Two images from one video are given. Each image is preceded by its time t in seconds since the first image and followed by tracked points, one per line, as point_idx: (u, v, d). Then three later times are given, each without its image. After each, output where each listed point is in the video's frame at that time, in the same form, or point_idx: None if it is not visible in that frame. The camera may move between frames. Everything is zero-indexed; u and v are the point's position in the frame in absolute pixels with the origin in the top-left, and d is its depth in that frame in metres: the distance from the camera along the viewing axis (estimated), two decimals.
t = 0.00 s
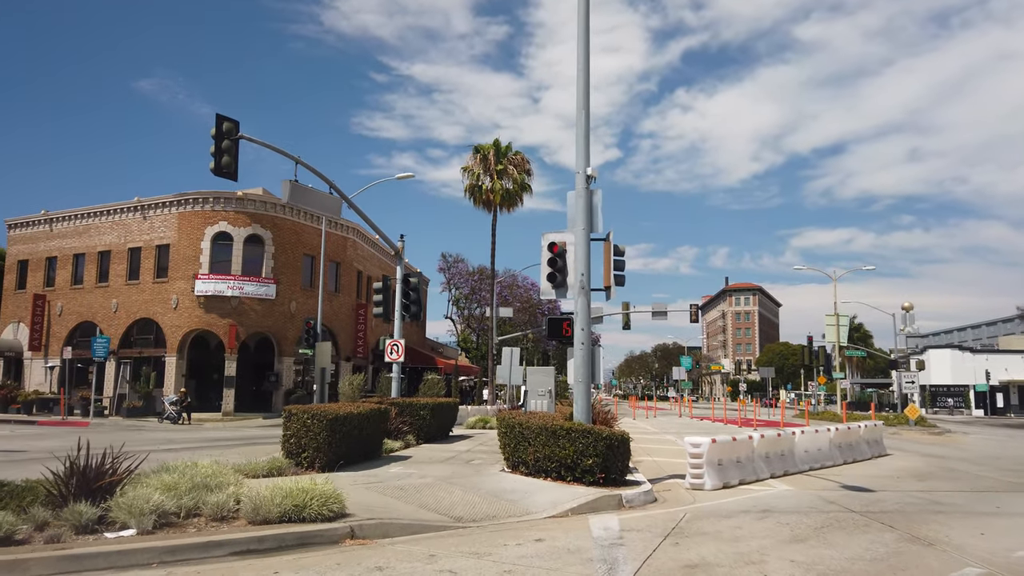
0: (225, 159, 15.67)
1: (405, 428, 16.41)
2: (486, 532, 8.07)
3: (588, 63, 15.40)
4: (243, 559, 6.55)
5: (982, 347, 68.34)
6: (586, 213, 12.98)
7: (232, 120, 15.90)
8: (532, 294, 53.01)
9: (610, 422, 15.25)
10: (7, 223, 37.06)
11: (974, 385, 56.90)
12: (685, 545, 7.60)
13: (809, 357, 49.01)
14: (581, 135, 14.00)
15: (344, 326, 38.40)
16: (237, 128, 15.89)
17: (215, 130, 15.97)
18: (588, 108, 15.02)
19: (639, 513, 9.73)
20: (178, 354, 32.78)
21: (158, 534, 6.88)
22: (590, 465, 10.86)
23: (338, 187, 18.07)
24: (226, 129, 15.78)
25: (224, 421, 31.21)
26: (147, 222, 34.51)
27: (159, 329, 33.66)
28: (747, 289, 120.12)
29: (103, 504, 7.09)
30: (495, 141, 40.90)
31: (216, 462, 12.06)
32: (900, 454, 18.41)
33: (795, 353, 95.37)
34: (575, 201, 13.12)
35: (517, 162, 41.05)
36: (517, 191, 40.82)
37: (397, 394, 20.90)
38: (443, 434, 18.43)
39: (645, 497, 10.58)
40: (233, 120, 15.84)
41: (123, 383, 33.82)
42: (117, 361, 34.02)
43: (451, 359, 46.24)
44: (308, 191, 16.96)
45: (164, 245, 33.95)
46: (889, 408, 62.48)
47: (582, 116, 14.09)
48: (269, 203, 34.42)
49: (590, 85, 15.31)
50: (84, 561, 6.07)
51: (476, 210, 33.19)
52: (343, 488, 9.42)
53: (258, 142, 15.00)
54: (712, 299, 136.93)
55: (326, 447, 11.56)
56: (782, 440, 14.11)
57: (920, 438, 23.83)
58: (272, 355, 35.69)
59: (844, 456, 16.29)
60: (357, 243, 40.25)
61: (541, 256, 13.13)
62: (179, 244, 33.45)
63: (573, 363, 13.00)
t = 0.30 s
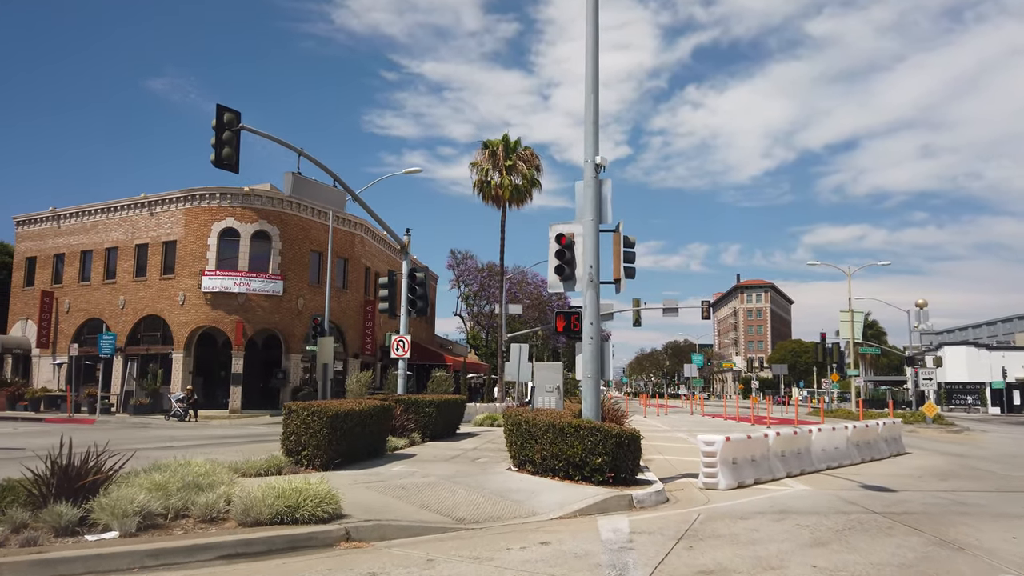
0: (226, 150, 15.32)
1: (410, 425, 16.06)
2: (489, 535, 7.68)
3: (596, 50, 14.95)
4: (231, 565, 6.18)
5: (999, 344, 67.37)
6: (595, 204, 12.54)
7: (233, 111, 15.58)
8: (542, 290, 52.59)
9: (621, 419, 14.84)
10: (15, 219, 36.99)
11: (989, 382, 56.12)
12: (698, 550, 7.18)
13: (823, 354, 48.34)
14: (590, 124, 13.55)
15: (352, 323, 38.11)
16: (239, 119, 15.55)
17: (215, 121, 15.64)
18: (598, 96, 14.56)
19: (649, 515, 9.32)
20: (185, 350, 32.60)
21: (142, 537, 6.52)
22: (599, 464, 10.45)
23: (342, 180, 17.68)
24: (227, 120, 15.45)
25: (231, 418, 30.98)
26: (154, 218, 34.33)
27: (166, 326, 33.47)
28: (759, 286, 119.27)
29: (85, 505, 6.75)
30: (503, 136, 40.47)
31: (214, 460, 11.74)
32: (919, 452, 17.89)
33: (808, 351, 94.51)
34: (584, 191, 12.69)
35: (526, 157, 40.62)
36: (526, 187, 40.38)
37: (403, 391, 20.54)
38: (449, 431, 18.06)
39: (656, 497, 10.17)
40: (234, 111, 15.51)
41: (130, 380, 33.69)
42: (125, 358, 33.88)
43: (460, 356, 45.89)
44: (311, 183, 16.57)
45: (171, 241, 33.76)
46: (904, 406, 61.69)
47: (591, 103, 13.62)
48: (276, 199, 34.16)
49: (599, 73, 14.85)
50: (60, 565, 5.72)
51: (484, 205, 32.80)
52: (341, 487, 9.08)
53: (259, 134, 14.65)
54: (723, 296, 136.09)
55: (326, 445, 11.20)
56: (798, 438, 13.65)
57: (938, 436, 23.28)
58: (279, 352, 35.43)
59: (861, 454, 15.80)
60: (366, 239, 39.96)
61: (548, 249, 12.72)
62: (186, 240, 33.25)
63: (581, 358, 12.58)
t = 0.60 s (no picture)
0: (228, 146, 14.98)
1: (416, 427, 15.64)
2: (494, 546, 7.25)
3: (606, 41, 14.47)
4: None
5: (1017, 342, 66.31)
6: (606, 198, 12.07)
7: (235, 105, 15.21)
8: (552, 289, 52.10)
9: (633, 421, 14.37)
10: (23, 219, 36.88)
11: (1008, 381, 55.21)
12: (719, 564, 6.71)
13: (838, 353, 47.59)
14: (600, 115, 13.08)
15: (360, 322, 37.77)
16: (240, 114, 15.20)
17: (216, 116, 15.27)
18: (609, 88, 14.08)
19: (664, 523, 8.85)
20: (193, 350, 32.36)
21: (124, 550, 6.14)
22: (611, 469, 10.00)
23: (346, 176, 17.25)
24: (228, 115, 15.10)
25: (239, 419, 30.70)
26: (161, 217, 34.12)
27: (174, 325, 33.25)
28: (771, 284, 118.33)
29: (66, 516, 6.37)
30: (513, 133, 40.03)
31: (213, 464, 11.38)
32: (942, 455, 17.29)
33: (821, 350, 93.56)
34: (594, 185, 12.23)
35: (536, 155, 40.16)
36: (536, 185, 39.92)
37: (411, 392, 20.14)
38: (457, 433, 17.64)
39: (672, 504, 9.69)
40: (235, 105, 15.14)
41: (138, 380, 33.50)
42: (132, 358, 33.70)
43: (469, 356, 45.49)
44: (315, 179, 16.14)
45: (179, 240, 33.55)
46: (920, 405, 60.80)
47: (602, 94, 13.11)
48: (283, 197, 33.86)
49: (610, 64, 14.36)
50: None
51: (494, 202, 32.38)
52: (340, 494, 8.67)
53: (261, 128, 14.29)
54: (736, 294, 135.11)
55: (328, 449, 10.79)
56: (818, 441, 13.13)
57: (959, 438, 22.66)
58: (287, 352, 35.15)
59: (883, 457, 15.25)
60: (374, 238, 39.62)
61: (557, 245, 12.28)
62: (193, 240, 33.02)
63: (591, 358, 12.12)
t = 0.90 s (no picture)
0: (241, 137, 14.70)
1: (434, 424, 15.29)
2: (515, 550, 6.84)
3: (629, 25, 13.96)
4: None
5: None
6: (628, 187, 11.59)
7: (247, 96, 14.93)
8: (572, 286, 51.60)
9: (657, 419, 13.91)
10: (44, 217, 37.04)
11: None
12: (757, 572, 6.25)
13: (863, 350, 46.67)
14: (623, 101, 12.60)
15: (378, 319, 37.53)
16: (253, 104, 14.92)
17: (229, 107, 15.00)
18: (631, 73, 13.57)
19: (693, 526, 8.40)
20: (211, 347, 32.28)
21: (123, 553, 5.80)
22: (636, 469, 9.55)
23: (362, 168, 16.89)
24: (241, 106, 14.81)
25: (257, 415, 30.56)
26: (179, 214, 34.08)
27: (192, 322, 33.20)
28: (793, 281, 116.88)
29: (63, 517, 6.05)
30: (531, 128, 39.58)
31: (225, 463, 11.09)
32: (979, 455, 16.63)
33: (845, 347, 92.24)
34: (616, 173, 11.76)
35: (555, 150, 39.67)
36: (555, 180, 39.45)
37: (428, 389, 19.80)
38: (475, 431, 17.26)
39: (700, 506, 9.23)
40: (248, 96, 14.86)
41: (157, 377, 33.51)
42: (151, 355, 33.72)
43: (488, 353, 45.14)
44: (330, 172, 15.81)
45: (197, 237, 33.48)
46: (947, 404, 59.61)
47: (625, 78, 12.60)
48: (300, 193, 33.66)
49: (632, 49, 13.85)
50: None
51: (511, 198, 31.96)
52: (353, 495, 8.31)
53: (274, 119, 13.99)
54: (757, 291, 133.68)
55: (342, 447, 10.43)
56: (852, 439, 12.60)
57: (994, 437, 21.94)
58: (305, 349, 35.01)
59: (918, 457, 14.66)
60: (392, 235, 39.35)
61: (578, 236, 11.83)
62: (211, 236, 32.94)
63: (614, 353, 11.66)
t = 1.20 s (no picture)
0: (249, 133, 14.36)
1: (445, 427, 14.91)
2: (527, 567, 6.42)
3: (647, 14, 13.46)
4: None
5: None
6: (647, 183, 11.12)
7: (255, 92, 14.58)
8: (587, 285, 51.10)
9: (675, 423, 13.46)
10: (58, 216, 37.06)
11: None
12: None
13: (884, 350, 45.84)
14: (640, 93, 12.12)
15: (391, 318, 37.25)
16: (261, 100, 14.55)
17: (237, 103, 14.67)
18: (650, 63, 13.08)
19: (717, 538, 7.95)
20: (224, 347, 32.12)
21: (109, 571, 5.42)
22: (655, 477, 9.11)
23: (373, 165, 16.50)
24: (249, 102, 14.46)
25: (269, 416, 30.35)
26: (192, 213, 33.94)
27: (204, 322, 33.05)
28: (811, 280, 115.57)
29: (47, 532, 5.69)
30: (545, 126, 39.12)
31: (230, 469, 10.75)
32: (1011, 460, 16.02)
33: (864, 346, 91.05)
34: (634, 168, 11.30)
35: (569, 147, 39.18)
36: (570, 178, 38.95)
37: (441, 390, 19.44)
38: (488, 433, 16.88)
39: (723, 517, 8.77)
40: (256, 91, 14.50)
41: (169, 376, 33.42)
42: (164, 355, 33.62)
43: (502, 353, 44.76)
44: (339, 168, 15.41)
45: (209, 236, 33.33)
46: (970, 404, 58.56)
47: (643, 67, 12.12)
48: (313, 191, 33.42)
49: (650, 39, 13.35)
50: None
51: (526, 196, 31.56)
52: (357, 505, 7.93)
53: (282, 115, 13.63)
54: (774, 290, 132.37)
55: (349, 452, 10.03)
56: (880, 445, 12.09)
57: None
58: (318, 348, 34.78)
59: (948, 462, 14.10)
60: (405, 233, 39.04)
61: (595, 233, 11.38)
62: (224, 236, 32.77)
63: (631, 355, 11.20)
